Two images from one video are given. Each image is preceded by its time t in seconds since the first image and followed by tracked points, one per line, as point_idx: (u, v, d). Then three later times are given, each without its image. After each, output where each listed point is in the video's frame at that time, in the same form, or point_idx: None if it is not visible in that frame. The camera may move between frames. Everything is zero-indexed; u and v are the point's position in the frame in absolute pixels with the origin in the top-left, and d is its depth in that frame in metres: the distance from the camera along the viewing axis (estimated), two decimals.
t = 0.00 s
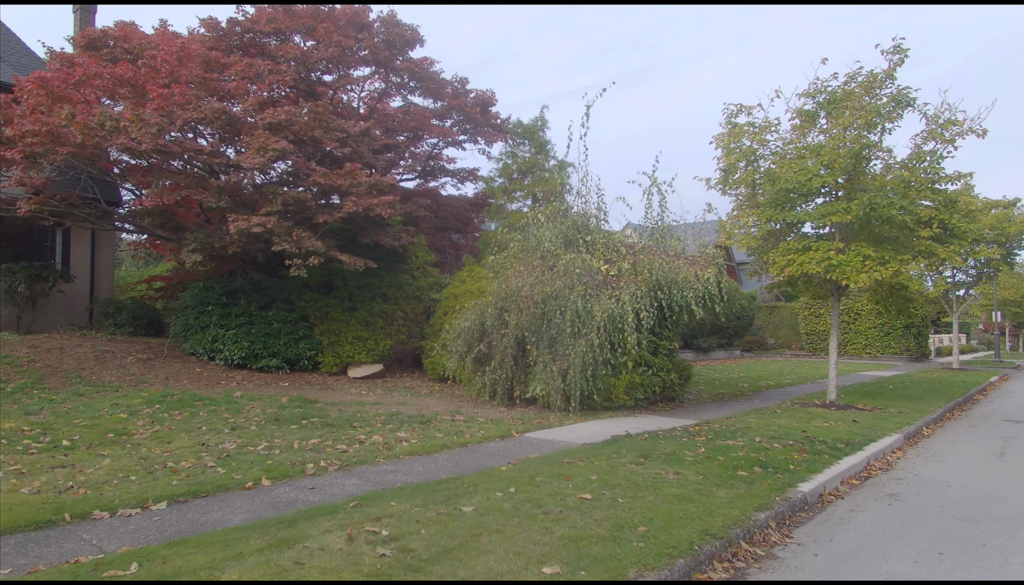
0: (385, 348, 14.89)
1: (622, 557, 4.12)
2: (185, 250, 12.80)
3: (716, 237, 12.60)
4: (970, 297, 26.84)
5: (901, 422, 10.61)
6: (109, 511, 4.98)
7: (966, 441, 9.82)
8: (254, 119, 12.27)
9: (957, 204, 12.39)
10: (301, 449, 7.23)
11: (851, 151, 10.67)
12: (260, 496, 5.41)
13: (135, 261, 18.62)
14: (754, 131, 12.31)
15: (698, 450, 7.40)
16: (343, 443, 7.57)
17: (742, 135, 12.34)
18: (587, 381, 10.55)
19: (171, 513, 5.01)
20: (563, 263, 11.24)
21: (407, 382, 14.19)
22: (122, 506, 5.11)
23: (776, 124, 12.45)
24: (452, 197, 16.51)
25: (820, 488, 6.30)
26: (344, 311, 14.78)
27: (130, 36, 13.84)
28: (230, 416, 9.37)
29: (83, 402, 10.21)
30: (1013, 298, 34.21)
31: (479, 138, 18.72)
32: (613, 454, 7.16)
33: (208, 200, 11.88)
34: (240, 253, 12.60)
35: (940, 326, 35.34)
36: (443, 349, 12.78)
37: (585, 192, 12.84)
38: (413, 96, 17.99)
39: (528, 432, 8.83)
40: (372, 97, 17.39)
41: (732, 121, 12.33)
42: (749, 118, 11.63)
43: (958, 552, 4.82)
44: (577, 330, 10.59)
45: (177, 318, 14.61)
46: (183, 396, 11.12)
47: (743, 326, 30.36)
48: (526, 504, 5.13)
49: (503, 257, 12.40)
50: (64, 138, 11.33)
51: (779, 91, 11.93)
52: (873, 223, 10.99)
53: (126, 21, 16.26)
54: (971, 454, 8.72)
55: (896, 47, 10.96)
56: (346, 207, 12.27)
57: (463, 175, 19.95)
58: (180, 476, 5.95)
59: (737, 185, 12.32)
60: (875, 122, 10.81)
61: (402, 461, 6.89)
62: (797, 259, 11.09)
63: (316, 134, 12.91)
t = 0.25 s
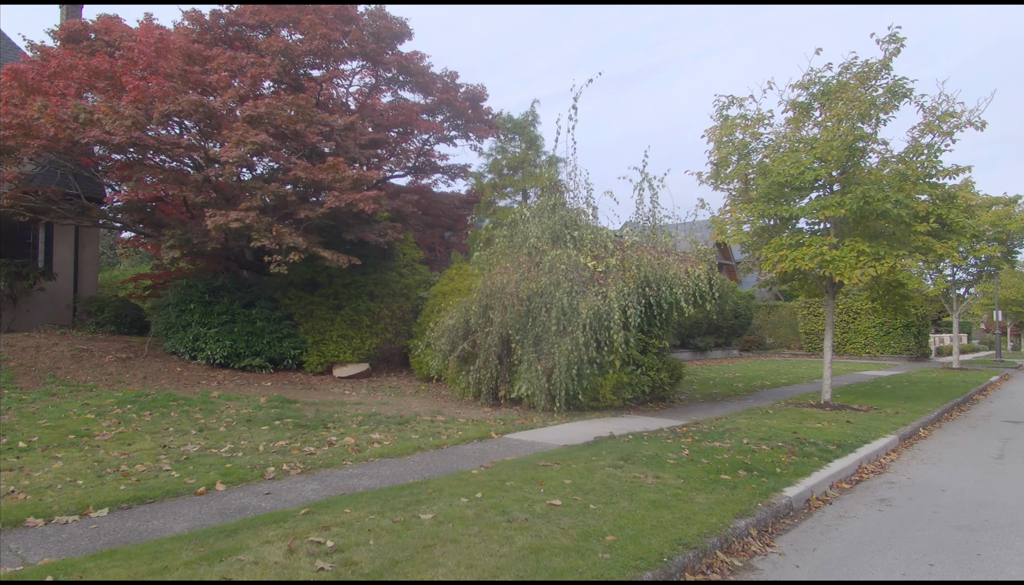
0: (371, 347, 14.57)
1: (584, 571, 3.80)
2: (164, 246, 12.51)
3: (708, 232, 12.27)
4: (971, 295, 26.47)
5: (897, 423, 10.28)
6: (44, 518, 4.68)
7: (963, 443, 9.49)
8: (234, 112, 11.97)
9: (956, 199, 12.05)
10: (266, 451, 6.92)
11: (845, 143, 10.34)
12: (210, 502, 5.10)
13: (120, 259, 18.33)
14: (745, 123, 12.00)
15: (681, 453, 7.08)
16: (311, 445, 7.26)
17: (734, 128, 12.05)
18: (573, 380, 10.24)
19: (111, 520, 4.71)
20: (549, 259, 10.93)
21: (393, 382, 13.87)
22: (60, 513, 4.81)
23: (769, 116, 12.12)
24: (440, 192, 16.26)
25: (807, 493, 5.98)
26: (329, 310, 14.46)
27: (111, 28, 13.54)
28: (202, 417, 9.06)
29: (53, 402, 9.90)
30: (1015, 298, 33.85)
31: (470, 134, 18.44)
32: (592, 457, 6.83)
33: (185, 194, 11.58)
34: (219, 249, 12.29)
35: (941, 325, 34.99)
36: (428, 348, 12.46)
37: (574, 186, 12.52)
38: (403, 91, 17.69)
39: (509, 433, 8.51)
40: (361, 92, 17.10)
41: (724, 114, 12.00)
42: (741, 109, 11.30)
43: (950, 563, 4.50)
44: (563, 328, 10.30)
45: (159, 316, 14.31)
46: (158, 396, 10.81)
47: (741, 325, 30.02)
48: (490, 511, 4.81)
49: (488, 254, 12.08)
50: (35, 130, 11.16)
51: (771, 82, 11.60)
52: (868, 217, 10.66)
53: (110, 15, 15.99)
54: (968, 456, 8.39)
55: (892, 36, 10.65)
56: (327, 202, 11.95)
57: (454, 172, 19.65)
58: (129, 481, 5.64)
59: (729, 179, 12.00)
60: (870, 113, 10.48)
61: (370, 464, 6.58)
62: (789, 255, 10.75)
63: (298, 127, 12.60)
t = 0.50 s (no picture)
0: (357, 348, 14.28)
1: None
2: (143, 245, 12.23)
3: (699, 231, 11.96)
4: (972, 296, 26.14)
5: (892, 427, 9.98)
6: None
7: (959, 448, 9.19)
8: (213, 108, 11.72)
9: (953, 197, 11.74)
10: (230, 459, 6.63)
11: (838, 139, 10.03)
12: (156, 516, 4.82)
13: (107, 258, 18.08)
14: (736, 119, 11.69)
15: (663, 461, 6.77)
16: (278, 452, 6.98)
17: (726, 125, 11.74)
18: (558, 383, 9.96)
19: (47, 536, 4.43)
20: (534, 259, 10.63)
21: (379, 384, 13.59)
22: None
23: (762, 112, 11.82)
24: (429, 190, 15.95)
25: (792, 504, 5.69)
26: (314, 310, 14.17)
27: (91, 23, 13.28)
28: (172, 422, 8.77)
29: (22, 405, 9.63)
30: (1016, 298, 33.51)
31: (461, 131, 18.17)
32: (569, 465, 6.54)
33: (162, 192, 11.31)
34: (199, 248, 12.01)
35: (942, 325, 34.65)
36: (413, 350, 12.16)
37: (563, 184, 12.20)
38: (392, 89, 17.44)
39: (488, 438, 8.21)
40: (351, 89, 16.84)
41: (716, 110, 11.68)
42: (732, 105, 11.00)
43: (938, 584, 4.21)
44: (548, 329, 10.02)
45: (141, 317, 14.03)
46: (133, 399, 10.53)
47: (739, 325, 29.68)
48: (450, 526, 4.52)
49: (471, 253, 11.76)
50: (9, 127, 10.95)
51: (764, 77, 11.30)
52: (862, 216, 10.35)
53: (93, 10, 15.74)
54: (963, 463, 8.09)
55: (886, 29, 10.34)
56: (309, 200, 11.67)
57: (445, 170, 19.37)
58: (77, 492, 5.35)
59: (720, 176, 11.69)
60: (864, 108, 10.17)
61: (337, 473, 6.29)
62: (782, 254, 10.43)
63: (280, 124, 12.33)
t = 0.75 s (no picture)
0: (341, 347, 13.97)
1: None
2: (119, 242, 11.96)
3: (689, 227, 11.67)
4: (969, 295, 25.88)
5: (884, 428, 9.70)
6: None
7: (952, 450, 8.89)
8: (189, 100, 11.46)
9: (948, 192, 11.46)
10: (188, 463, 6.36)
11: (829, 132, 9.73)
12: (93, 525, 4.55)
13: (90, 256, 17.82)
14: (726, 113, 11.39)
15: (641, 464, 6.49)
16: (241, 455, 6.70)
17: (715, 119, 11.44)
18: (540, 383, 9.66)
19: None
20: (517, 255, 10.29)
21: (362, 384, 13.29)
22: None
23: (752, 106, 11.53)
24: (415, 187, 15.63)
25: (773, 511, 5.41)
26: (297, 309, 13.85)
27: (68, 16, 13.02)
28: (139, 424, 8.50)
29: None
30: (1014, 297, 33.26)
31: (451, 127, 17.86)
32: (543, 469, 6.26)
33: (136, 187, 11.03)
34: (175, 244, 11.73)
35: (939, 325, 34.40)
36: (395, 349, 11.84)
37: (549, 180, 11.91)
38: (379, 84, 17.16)
39: (464, 441, 7.90)
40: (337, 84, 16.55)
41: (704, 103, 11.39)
42: (720, 98, 10.70)
43: None
44: (530, 328, 9.72)
45: (120, 315, 13.75)
46: (104, 400, 10.25)
47: (735, 325, 29.40)
48: (402, 536, 4.24)
49: (451, 250, 11.44)
50: None
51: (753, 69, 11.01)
52: (854, 211, 10.05)
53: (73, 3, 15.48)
54: (955, 466, 7.80)
55: (878, 20, 10.06)
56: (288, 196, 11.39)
57: (435, 167, 19.07)
58: (16, 498, 5.09)
59: (709, 171, 11.40)
60: (855, 100, 9.88)
61: (298, 477, 6.01)
62: (771, 250, 10.12)
63: (259, 117, 12.06)
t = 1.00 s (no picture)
0: (324, 349, 13.65)
1: None
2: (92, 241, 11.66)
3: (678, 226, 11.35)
4: (967, 294, 25.59)
5: (877, 433, 9.39)
6: None
7: (947, 456, 8.58)
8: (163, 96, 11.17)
9: (943, 190, 11.16)
10: (142, 473, 6.06)
11: (820, 127, 9.45)
12: (20, 545, 4.26)
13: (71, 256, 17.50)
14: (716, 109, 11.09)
15: (618, 473, 6.17)
16: (199, 465, 6.39)
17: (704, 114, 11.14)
18: (522, 387, 9.34)
19: None
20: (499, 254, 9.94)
21: (345, 387, 12.97)
22: None
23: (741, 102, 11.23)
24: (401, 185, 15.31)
25: (753, 525, 5.10)
26: (278, 310, 13.50)
27: (42, 9, 12.71)
28: (103, 430, 8.19)
29: None
30: (1012, 297, 33.02)
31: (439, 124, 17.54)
32: (514, 479, 5.95)
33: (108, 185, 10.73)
34: (149, 244, 11.43)
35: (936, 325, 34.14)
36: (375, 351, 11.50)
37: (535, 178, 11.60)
38: (366, 80, 16.86)
39: (439, 448, 7.58)
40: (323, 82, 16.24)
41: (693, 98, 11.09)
42: (708, 93, 10.40)
43: None
44: (511, 330, 9.40)
45: (97, 317, 13.44)
46: (73, 404, 9.94)
47: (731, 325, 29.11)
48: (349, 558, 3.94)
49: (433, 249, 11.13)
50: None
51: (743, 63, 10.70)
52: (846, 209, 9.74)
53: None
54: (949, 473, 7.49)
55: (871, 11, 9.76)
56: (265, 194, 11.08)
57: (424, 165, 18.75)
58: None
59: (698, 168, 11.10)
60: (847, 94, 9.58)
61: (255, 489, 5.71)
62: (760, 250, 9.80)
63: (236, 113, 11.76)
